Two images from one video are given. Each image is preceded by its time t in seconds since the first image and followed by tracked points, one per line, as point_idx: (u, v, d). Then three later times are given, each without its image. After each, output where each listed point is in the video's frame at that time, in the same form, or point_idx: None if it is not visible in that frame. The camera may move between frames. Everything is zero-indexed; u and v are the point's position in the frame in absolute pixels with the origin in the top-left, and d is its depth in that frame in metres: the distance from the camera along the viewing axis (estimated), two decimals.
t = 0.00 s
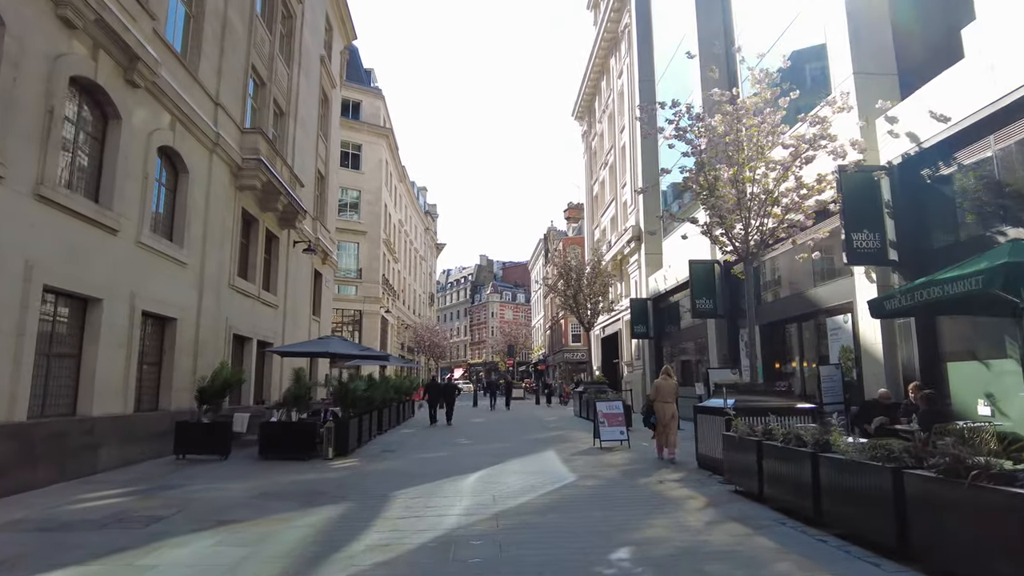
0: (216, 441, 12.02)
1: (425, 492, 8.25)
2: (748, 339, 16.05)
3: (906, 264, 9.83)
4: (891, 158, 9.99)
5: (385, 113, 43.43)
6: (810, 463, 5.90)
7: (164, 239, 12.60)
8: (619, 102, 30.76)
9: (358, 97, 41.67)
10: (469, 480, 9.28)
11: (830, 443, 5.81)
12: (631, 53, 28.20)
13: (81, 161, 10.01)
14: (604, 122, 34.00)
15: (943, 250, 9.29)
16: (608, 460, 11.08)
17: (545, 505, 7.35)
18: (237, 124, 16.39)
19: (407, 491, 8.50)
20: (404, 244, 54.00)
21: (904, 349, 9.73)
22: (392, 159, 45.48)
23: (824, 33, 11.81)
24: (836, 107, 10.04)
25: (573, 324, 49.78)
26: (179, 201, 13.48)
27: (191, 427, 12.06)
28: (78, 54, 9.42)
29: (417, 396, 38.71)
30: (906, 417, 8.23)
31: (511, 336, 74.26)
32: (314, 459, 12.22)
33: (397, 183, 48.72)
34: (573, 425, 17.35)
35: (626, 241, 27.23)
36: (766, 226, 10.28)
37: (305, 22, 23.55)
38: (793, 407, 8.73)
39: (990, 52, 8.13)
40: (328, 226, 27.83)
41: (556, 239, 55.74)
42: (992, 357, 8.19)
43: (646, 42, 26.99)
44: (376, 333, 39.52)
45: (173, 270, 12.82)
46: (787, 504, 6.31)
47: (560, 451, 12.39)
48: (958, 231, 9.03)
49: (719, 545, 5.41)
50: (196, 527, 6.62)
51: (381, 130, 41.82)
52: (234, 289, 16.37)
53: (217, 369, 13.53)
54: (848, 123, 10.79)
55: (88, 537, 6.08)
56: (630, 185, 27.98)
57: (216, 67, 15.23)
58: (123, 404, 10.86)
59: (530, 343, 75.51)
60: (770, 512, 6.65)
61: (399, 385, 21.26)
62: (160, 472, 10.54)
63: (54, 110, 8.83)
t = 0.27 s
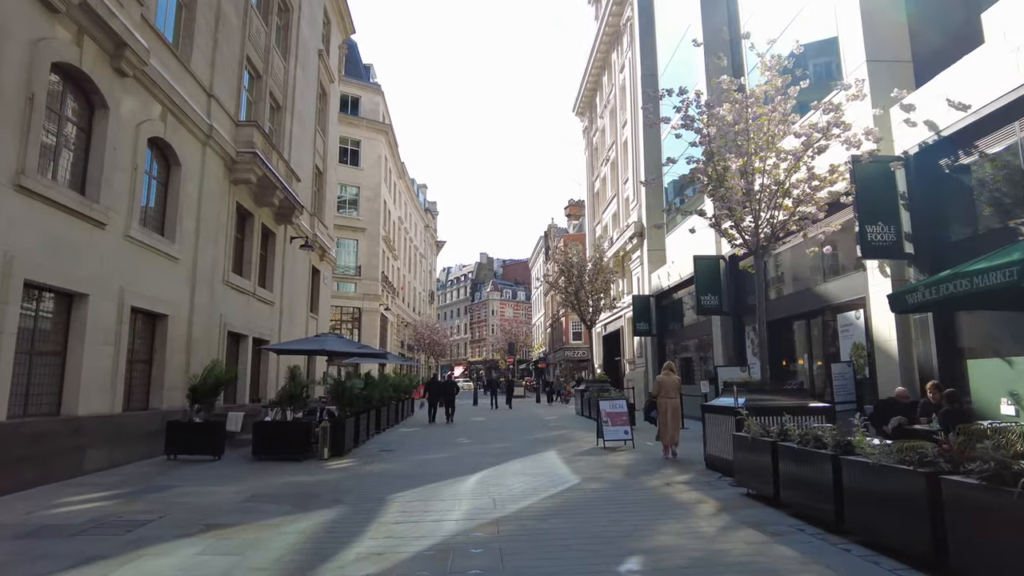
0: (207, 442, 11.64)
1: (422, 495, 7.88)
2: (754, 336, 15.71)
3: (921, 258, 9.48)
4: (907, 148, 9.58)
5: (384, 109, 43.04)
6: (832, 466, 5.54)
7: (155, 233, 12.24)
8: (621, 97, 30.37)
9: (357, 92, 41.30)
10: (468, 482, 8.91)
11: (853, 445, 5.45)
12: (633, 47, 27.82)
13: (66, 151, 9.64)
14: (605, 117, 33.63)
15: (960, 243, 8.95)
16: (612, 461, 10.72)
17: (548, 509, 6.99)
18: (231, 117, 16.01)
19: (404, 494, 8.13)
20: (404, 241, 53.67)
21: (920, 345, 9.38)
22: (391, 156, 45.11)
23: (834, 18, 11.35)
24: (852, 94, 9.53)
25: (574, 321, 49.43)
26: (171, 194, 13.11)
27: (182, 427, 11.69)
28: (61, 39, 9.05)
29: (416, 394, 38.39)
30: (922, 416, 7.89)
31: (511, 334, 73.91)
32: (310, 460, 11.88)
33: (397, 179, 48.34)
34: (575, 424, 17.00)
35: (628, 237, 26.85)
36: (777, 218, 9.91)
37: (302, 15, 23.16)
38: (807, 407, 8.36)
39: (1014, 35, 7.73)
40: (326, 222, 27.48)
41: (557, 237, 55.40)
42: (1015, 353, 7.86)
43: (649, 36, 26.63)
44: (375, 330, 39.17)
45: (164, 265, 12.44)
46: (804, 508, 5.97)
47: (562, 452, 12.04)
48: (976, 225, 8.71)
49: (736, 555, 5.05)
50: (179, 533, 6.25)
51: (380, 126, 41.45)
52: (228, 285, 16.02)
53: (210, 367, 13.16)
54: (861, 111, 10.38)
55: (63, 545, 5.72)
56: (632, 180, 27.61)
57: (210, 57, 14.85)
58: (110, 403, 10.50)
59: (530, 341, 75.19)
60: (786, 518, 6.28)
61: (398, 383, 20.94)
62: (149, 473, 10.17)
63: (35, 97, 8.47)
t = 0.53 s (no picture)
0: (199, 444, 11.26)
1: (421, 501, 7.49)
2: (762, 335, 15.34)
3: (941, 252, 9.09)
4: (926, 137, 9.15)
5: (382, 106, 42.63)
6: (861, 472, 5.15)
7: (145, 228, 11.84)
8: (623, 93, 29.97)
9: (356, 89, 40.91)
10: (469, 487, 8.53)
11: (884, 450, 5.06)
12: (635, 42, 27.41)
13: (49, 140, 9.25)
14: (607, 113, 33.24)
15: (983, 237, 8.63)
16: (617, 463, 10.34)
17: (554, 517, 6.60)
18: (225, 110, 15.61)
19: (401, 499, 7.74)
20: (403, 240, 53.28)
21: (940, 343, 9.01)
22: (390, 154, 44.72)
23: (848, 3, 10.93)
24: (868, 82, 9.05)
25: (575, 320, 49.04)
26: (162, 188, 12.71)
27: (173, 428, 11.29)
28: (41, 22, 8.65)
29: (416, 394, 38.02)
30: (946, 417, 7.50)
31: (512, 333, 73.53)
32: (304, 462, 11.49)
33: (396, 177, 47.95)
34: (578, 425, 16.62)
35: (631, 235, 26.45)
36: (790, 211, 9.51)
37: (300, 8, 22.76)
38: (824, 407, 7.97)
39: None
40: (324, 220, 27.10)
41: (557, 235, 55.00)
42: None
43: (652, 30, 26.25)
44: (375, 329, 38.81)
45: (154, 261, 12.04)
46: (828, 516, 5.59)
47: (566, 454, 11.65)
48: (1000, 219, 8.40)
49: (759, 569, 4.66)
50: (161, 544, 5.87)
51: (379, 123, 41.07)
52: (222, 283, 15.63)
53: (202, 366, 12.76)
54: (877, 99, 9.93)
55: (34, 558, 5.32)
56: (634, 177, 27.22)
57: (203, 47, 14.44)
58: (97, 403, 10.11)
59: (530, 340, 74.82)
60: (808, 527, 5.89)
61: (397, 383, 20.54)
62: (137, 477, 9.78)
63: (13, 82, 8.07)
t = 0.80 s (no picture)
0: (192, 444, 10.89)
1: (421, 506, 7.13)
2: (772, 333, 14.96)
3: (965, 245, 8.73)
4: (950, 126, 8.70)
5: (383, 102, 42.26)
6: (893, 477, 4.79)
7: (136, 222, 11.48)
8: (627, 88, 29.58)
9: (356, 86, 40.55)
10: (471, 490, 8.16)
11: (920, 454, 4.70)
12: (639, 36, 27.01)
13: (34, 128, 8.87)
14: (610, 110, 32.88)
15: (1009, 228, 8.41)
16: (625, 465, 9.97)
17: (562, 524, 6.23)
18: (221, 102, 15.24)
19: (400, 504, 7.38)
20: (404, 238, 52.91)
21: (964, 341, 8.69)
22: (390, 151, 44.38)
23: None
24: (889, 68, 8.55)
25: (577, 320, 48.68)
26: (155, 181, 12.34)
27: (165, 428, 10.92)
28: (23, 4, 8.27)
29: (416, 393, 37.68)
30: (973, 418, 7.12)
31: (513, 333, 73.20)
32: (301, 464, 11.13)
33: (397, 175, 47.60)
34: (582, 425, 16.26)
35: (634, 232, 26.08)
36: (806, 203, 9.12)
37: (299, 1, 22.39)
38: (843, 408, 7.59)
39: None
40: (323, 216, 26.75)
41: (559, 233, 54.66)
42: None
43: (656, 24, 25.85)
44: (375, 328, 38.46)
45: (146, 256, 11.67)
46: (857, 525, 5.22)
47: (571, 455, 11.28)
48: None
49: None
50: (144, 551, 5.51)
51: (380, 120, 40.70)
52: (218, 279, 15.28)
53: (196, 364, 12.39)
54: (897, 87, 9.46)
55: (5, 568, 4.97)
56: (637, 173, 26.83)
57: (198, 37, 14.08)
58: (85, 403, 9.74)
59: (531, 339, 74.49)
60: (834, 535, 5.52)
61: (397, 381, 20.19)
62: (126, 479, 9.43)
63: None
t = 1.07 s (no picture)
0: (183, 447, 10.49)
1: (419, 514, 6.75)
2: (783, 332, 14.56)
3: (991, 239, 8.44)
4: (974, 114, 8.35)
5: (383, 100, 41.87)
6: (933, 488, 4.41)
7: (126, 216, 11.09)
8: (630, 84, 29.19)
9: (356, 83, 40.17)
10: (472, 497, 7.76)
11: (962, 463, 4.32)
12: (643, 31, 26.63)
13: (15, 117, 8.48)
14: (613, 106, 32.49)
15: None
16: (633, 470, 9.58)
17: (569, 534, 5.84)
18: (216, 95, 14.85)
19: (397, 511, 7.00)
20: (404, 237, 52.50)
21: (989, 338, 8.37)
22: (391, 149, 44.01)
23: None
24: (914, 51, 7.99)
25: (578, 319, 48.28)
26: (146, 175, 11.94)
27: (155, 430, 10.52)
28: None
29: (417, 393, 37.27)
30: (1004, 422, 6.72)
31: (514, 332, 72.81)
32: (296, 468, 10.73)
33: (397, 173, 47.24)
34: (585, 427, 15.86)
35: (638, 229, 25.68)
36: (824, 195, 8.71)
37: None
38: (865, 410, 7.20)
39: None
40: (322, 214, 26.37)
41: (560, 232, 54.27)
42: None
43: (660, 19, 25.47)
44: (375, 328, 38.06)
45: (136, 252, 11.28)
46: (892, 538, 4.83)
47: (576, 459, 10.89)
48: None
49: None
50: (122, 565, 5.13)
51: (380, 117, 40.31)
52: (213, 276, 14.89)
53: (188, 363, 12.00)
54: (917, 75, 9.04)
55: None
56: (641, 170, 26.43)
57: (192, 28, 13.68)
58: (71, 404, 9.36)
59: (533, 339, 74.07)
60: (863, 549, 5.14)
61: (397, 382, 19.80)
62: (113, 483, 9.04)
63: None
